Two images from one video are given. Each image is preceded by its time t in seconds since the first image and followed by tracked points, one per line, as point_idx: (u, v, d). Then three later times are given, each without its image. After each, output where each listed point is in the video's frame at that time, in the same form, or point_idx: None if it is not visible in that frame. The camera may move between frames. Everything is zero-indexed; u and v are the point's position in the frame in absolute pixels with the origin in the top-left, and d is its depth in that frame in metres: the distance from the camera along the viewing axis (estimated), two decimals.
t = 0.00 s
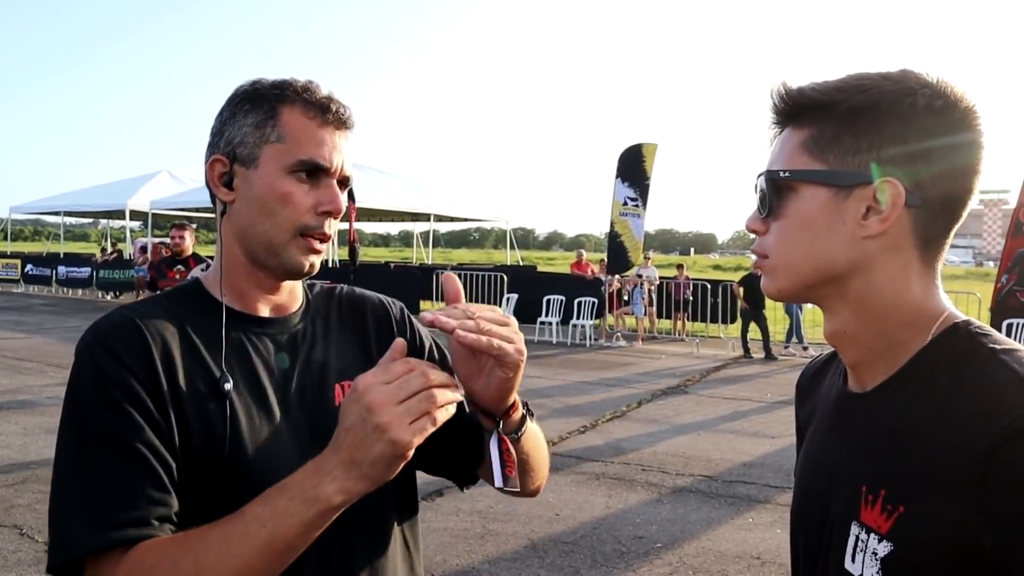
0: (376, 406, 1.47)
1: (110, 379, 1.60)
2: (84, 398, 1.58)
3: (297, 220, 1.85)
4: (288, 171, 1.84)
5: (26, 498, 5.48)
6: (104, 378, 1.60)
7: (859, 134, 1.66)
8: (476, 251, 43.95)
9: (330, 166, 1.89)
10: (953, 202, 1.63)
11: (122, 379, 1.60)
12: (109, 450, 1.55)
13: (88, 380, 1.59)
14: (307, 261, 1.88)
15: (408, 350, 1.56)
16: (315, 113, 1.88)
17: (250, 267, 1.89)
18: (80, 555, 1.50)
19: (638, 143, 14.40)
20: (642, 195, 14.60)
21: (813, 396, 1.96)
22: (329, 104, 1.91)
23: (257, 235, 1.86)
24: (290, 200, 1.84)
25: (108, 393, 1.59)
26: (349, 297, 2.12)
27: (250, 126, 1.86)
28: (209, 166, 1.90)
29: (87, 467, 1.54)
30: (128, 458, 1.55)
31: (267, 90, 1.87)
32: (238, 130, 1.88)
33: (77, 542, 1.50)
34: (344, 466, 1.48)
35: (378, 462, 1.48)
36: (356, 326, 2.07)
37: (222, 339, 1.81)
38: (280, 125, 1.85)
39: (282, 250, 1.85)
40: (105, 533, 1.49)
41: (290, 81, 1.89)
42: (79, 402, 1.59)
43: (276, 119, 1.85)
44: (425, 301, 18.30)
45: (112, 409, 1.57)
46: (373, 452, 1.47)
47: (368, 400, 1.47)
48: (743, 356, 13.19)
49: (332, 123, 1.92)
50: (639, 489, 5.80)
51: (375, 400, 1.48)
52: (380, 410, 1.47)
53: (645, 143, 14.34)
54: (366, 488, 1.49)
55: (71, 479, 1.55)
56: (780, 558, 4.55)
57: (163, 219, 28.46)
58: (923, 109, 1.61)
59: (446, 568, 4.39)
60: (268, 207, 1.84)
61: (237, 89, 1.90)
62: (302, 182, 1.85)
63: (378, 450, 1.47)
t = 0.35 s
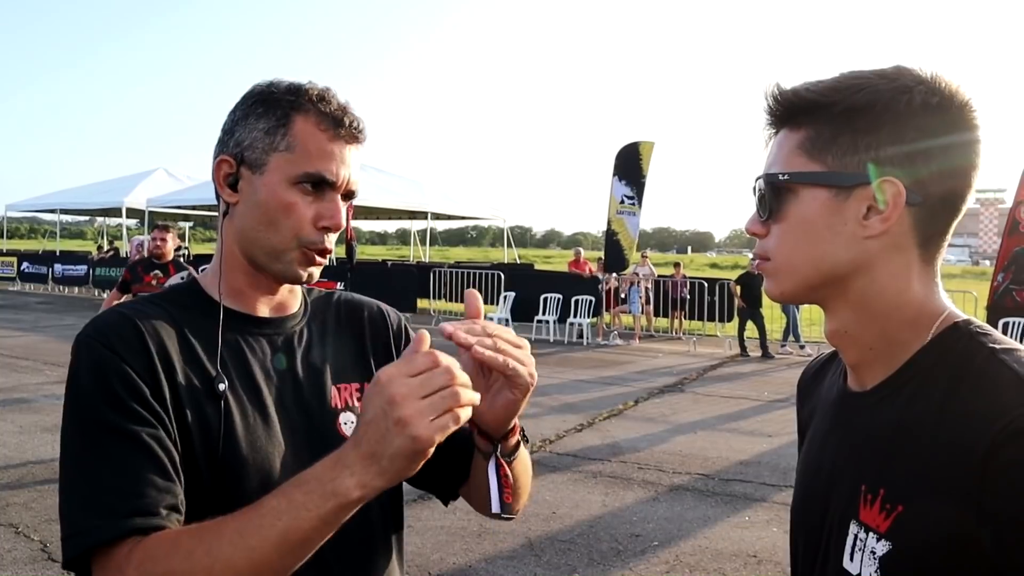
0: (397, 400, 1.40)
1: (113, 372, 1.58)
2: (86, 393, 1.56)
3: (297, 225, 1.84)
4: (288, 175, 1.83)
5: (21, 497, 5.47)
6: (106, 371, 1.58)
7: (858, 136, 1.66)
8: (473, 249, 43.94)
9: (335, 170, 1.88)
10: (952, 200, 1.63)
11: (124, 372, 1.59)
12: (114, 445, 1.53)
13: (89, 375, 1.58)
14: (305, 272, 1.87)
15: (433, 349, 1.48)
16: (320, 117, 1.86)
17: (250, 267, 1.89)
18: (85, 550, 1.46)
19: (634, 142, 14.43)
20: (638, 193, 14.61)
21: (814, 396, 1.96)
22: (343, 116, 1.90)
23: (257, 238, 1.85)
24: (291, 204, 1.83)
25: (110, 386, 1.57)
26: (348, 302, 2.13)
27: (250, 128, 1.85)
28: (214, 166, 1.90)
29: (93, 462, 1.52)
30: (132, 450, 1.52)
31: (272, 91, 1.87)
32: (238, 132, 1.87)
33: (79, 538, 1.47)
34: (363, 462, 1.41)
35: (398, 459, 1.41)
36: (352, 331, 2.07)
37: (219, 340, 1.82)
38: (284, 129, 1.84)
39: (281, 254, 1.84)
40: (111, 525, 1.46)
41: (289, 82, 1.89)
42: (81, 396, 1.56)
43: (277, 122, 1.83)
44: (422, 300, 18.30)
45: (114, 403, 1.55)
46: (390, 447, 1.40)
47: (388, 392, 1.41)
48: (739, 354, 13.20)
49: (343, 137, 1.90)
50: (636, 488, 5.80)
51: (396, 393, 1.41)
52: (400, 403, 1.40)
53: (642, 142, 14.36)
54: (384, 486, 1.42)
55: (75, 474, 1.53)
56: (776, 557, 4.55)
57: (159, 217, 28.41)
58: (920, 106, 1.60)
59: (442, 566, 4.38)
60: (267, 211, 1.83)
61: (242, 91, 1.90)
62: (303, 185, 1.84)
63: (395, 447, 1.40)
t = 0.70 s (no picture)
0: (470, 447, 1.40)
1: (123, 371, 1.59)
2: (95, 390, 1.56)
3: (293, 225, 1.86)
4: (278, 176, 1.84)
5: (21, 496, 5.48)
6: (115, 369, 1.59)
7: (851, 138, 1.67)
8: (473, 249, 43.91)
9: (326, 166, 1.88)
10: (948, 200, 1.64)
11: (130, 370, 1.60)
12: (124, 444, 1.53)
13: (96, 373, 1.58)
14: (305, 265, 1.89)
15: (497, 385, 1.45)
16: (312, 116, 1.87)
17: (252, 267, 1.90)
18: (105, 556, 1.47)
19: (635, 142, 14.45)
20: (638, 193, 14.63)
21: (813, 397, 1.97)
22: (327, 105, 1.89)
23: (255, 237, 1.87)
24: (284, 205, 1.84)
25: (119, 385, 1.57)
26: (351, 301, 2.12)
27: (242, 129, 1.86)
28: (206, 170, 1.90)
29: (104, 462, 1.52)
30: (142, 450, 1.53)
31: (263, 91, 1.85)
32: (231, 134, 1.87)
33: (100, 543, 1.48)
34: (423, 491, 1.41)
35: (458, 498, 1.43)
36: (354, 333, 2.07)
37: (219, 341, 1.82)
38: (273, 130, 1.84)
39: (282, 253, 1.86)
40: (126, 528, 1.46)
41: (278, 78, 1.88)
42: (91, 393, 1.56)
43: (269, 123, 1.84)
44: (422, 300, 18.30)
45: (122, 402, 1.56)
46: (460, 490, 1.42)
47: (461, 436, 1.40)
48: (739, 355, 13.20)
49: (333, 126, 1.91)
50: (635, 488, 5.80)
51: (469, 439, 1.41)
52: (475, 448, 1.40)
53: (642, 142, 14.38)
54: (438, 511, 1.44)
55: (87, 473, 1.53)
56: (776, 557, 4.55)
57: (160, 216, 28.41)
58: (911, 106, 1.61)
59: (441, 566, 4.38)
60: (262, 214, 1.85)
61: (232, 91, 1.89)
62: (294, 183, 1.85)
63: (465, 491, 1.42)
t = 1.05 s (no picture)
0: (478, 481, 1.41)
1: (125, 378, 1.59)
2: (98, 395, 1.58)
3: (308, 207, 1.87)
4: (295, 159, 1.87)
5: (19, 495, 5.48)
6: (116, 375, 1.59)
7: (848, 136, 1.67)
8: (471, 249, 43.94)
9: (337, 153, 1.92)
10: (941, 204, 1.65)
11: (130, 376, 1.60)
12: (124, 454, 1.54)
13: (97, 379, 1.59)
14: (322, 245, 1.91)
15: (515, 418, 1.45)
16: (318, 102, 1.91)
17: (260, 258, 1.91)
18: (101, 567, 1.48)
19: (634, 142, 14.46)
20: (637, 194, 14.63)
21: (807, 396, 1.98)
22: (329, 92, 1.94)
23: (264, 226, 1.88)
24: (299, 186, 1.86)
25: (120, 394, 1.58)
26: (355, 300, 2.13)
27: (250, 118, 1.88)
28: (213, 160, 1.91)
29: (104, 472, 1.54)
30: (141, 460, 1.54)
31: (269, 81, 1.89)
32: (237, 124, 1.89)
33: (98, 555, 1.49)
34: (423, 516, 1.43)
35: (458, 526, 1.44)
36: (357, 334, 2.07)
37: (222, 341, 1.82)
38: (285, 115, 1.87)
39: (294, 236, 1.88)
40: (124, 542, 1.47)
41: (282, 73, 1.91)
42: (93, 400, 1.58)
43: (276, 107, 1.87)
44: (421, 299, 18.31)
45: (124, 408, 1.57)
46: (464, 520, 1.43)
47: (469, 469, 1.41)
48: (738, 355, 13.22)
49: (335, 112, 1.94)
50: (633, 488, 5.81)
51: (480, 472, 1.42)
52: (482, 481, 1.41)
53: (641, 143, 14.39)
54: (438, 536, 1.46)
55: (88, 482, 1.55)
56: (773, 557, 4.56)
57: (158, 216, 28.39)
58: (910, 109, 1.61)
59: (439, 566, 4.39)
60: (278, 196, 1.86)
61: (235, 84, 1.92)
62: (310, 167, 1.88)
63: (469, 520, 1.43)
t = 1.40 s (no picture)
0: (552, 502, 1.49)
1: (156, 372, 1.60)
2: (128, 387, 1.57)
3: (335, 208, 1.88)
4: (326, 160, 1.87)
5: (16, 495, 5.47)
6: (147, 367, 1.59)
7: (845, 136, 1.67)
8: (470, 249, 43.94)
9: (366, 157, 1.92)
10: (938, 205, 1.66)
11: (162, 370, 1.60)
12: (156, 448, 1.54)
13: (127, 372, 1.58)
14: (341, 250, 1.91)
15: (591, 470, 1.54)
16: (348, 104, 1.90)
17: (285, 257, 1.91)
18: (131, 562, 1.49)
19: (632, 142, 14.46)
20: (636, 194, 14.64)
21: (803, 397, 1.98)
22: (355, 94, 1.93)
23: (289, 225, 1.88)
24: (329, 187, 1.87)
25: (151, 387, 1.58)
26: (368, 303, 2.14)
27: (282, 116, 1.87)
28: (241, 157, 1.90)
29: (132, 466, 1.53)
30: (173, 456, 1.54)
31: (301, 82, 1.89)
32: (269, 121, 1.88)
33: (128, 549, 1.49)
34: (477, 533, 1.47)
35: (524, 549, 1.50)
36: (372, 337, 2.07)
37: (244, 337, 1.82)
38: (319, 116, 1.87)
39: (317, 238, 1.88)
40: (156, 537, 1.48)
41: (308, 74, 1.91)
42: (122, 392, 1.57)
43: (307, 107, 1.86)
44: (419, 299, 18.29)
45: (155, 401, 1.57)
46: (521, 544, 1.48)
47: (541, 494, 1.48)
48: (736, 355, 13.22)
49: (365, 116, 1.95)
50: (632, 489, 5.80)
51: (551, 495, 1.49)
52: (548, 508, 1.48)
53: (640, 143, 14.40)
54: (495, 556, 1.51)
55: (114, 478, 1.55)
56: (771, 557, 4.56)
57: (156, 216, 28.35)
58: (906, 108, 1.61)
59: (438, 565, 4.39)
60: (308, 196, 1.86)
61: (267, 83, 1.92)
62: (339, 169, 1.88)
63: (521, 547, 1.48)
